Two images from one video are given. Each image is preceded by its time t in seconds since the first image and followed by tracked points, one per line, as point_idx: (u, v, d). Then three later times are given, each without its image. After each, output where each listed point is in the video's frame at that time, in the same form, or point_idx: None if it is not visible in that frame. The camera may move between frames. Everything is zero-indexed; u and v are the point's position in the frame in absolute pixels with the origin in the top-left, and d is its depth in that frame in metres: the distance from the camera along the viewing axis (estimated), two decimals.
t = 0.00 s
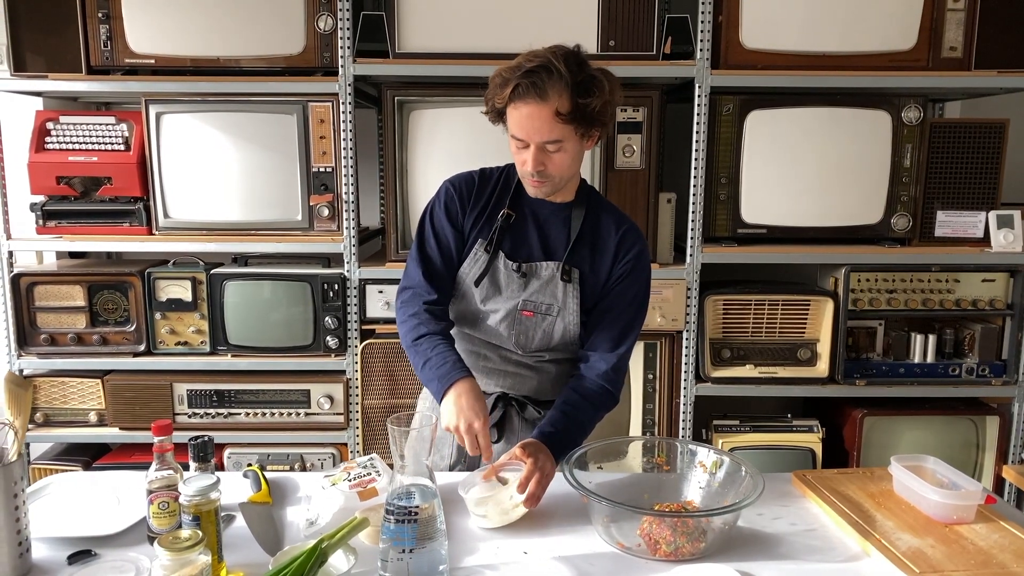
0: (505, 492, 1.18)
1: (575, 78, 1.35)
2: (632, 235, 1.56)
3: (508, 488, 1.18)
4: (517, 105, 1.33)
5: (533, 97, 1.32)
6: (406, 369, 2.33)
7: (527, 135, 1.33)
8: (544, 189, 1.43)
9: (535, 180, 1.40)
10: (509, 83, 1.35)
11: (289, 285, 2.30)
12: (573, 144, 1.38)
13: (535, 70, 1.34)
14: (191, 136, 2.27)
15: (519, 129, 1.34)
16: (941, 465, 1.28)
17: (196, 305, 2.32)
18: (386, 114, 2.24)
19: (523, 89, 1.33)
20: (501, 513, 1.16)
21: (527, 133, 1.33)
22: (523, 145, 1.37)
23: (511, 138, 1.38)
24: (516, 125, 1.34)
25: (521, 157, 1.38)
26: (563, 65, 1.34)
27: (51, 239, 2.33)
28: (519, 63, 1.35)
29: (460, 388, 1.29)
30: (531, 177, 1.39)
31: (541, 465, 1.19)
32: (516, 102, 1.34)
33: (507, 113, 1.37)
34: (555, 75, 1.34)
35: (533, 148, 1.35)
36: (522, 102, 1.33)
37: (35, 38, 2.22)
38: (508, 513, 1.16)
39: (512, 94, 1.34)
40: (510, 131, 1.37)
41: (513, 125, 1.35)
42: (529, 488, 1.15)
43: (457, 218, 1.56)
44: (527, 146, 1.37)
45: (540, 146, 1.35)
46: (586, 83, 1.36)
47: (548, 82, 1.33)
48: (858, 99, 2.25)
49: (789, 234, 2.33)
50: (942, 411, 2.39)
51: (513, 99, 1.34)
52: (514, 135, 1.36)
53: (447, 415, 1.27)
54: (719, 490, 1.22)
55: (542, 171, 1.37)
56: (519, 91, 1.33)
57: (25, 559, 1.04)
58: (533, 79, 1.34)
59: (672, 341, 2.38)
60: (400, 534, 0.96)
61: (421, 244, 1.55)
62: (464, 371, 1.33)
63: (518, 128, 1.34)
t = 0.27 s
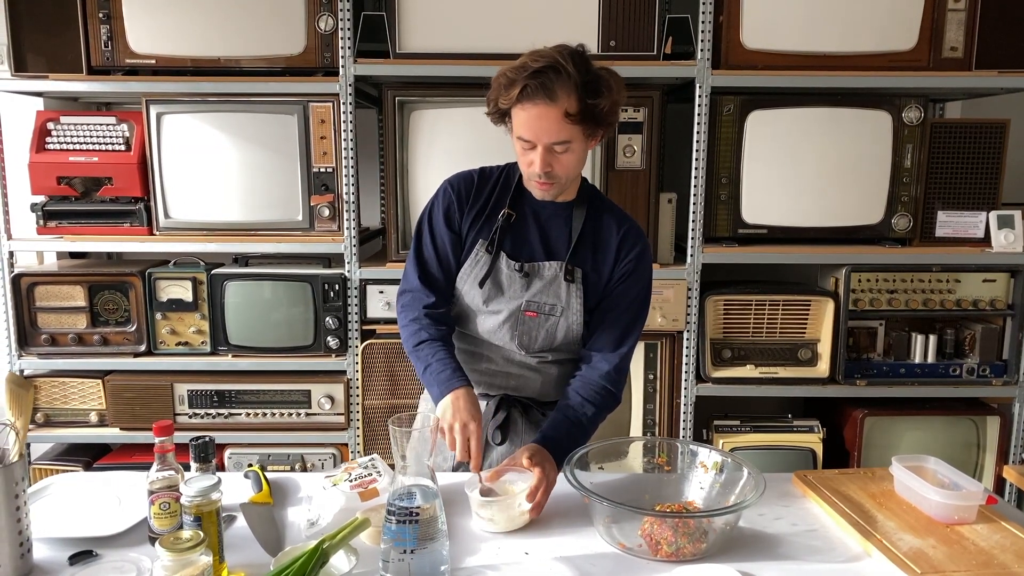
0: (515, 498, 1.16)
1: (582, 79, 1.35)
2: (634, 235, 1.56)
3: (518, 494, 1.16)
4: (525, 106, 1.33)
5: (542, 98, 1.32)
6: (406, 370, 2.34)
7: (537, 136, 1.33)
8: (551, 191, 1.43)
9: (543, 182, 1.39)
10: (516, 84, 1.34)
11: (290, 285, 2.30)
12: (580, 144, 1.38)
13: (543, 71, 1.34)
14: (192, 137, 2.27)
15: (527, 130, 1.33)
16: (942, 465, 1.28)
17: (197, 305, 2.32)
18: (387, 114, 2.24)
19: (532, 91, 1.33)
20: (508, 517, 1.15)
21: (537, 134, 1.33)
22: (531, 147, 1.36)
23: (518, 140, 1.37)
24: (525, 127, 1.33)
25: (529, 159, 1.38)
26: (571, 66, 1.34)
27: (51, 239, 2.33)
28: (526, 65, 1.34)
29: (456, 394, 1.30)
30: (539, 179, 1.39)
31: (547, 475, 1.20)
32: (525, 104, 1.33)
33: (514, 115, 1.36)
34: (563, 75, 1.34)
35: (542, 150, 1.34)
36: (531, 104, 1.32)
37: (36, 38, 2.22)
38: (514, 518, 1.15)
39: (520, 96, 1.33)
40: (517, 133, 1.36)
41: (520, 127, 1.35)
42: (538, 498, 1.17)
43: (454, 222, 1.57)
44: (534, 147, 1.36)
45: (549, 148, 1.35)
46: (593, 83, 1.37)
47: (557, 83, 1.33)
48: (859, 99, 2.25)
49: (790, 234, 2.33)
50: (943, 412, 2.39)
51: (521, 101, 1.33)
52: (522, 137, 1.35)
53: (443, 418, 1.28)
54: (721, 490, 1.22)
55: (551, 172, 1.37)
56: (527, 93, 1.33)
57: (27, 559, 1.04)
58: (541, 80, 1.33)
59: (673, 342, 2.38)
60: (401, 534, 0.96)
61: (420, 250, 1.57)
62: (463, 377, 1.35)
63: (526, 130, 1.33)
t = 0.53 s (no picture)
0: (517, 503, 1.15)
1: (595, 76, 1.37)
2: (636, 231, 1.57)
3: (521, 498, 1.16)
4: (546, 106, 1.33)
5: (562, 96, 1.33)
6: (406, 369, 2.33)
7: (560, 136, 1.33)
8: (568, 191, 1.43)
9: (563, 181, 1.39)
10: (532, 86, 1.34)
11: (290, 285, 2.30)
12: (596, 141, 1.40)
13: (558, 70, 1.35)
14: (191, 136, 2.26)
15: (550, 131, 1.33)
16: (943, 464, 1.28)
17: (197, 304, 2.32)
18: (387, 113, 2.23)
19: (552, 90, 1.33)
20: (509, 520, 1.14)
21: (560, 133, 1.33)
22: (551, 147, 1.36)
23: (536, 143, 1.36)
24: (546, 127, 1.33)
25: (548, 160, 1.37)
26: (585, 63, 1.36)
27: (51, 238, 2.33)
28: (540, 65, 1.34)
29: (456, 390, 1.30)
30: (560, 178, 1.38)
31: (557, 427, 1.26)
32: (545, 103, 1.33)
33: (530, 117, 1.36)
34: (578, 73, 1.36)
35: (564, 149, 1.34)
36: (551, 103, 1.33)
37: (36, 37, 2.22)
38: (516, 522, 1.14)
39: (539, 96, 1.33)
40: (535, 135, 1.36)
41: (540, 128, 1.34)
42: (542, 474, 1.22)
43: (450, 225, 1.56)
44: (554, 148, 1.36)
45: (570, 146, 1.35)
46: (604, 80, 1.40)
47: (574, 81, 1.34)
48: (860, 98, 2.25)
49: (791, 233, 2.32)
50: (943, 412, 2.39)
51: (541, 101, 1.33)
52: (542, 138, 1.35)
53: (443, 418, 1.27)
54: (722, 490, 1.21)
55: (573, 170, 1.37)
56: (547, 92, 1.33)
57: (26, 559, 1.04)
58: (559, 79, 1.34)
59: (673, 342, 2.38)
60: (401, 534, 0.96)
61: (417, 254, 1.57)
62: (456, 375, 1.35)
63: (548, 130, 1.33)
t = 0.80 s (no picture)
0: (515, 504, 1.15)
1: (587, 71, 1.38)
2: (637, 222, 1.56)
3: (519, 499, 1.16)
4: (540, 101, 1.34)
5: (555, 90, 1.34)
6: (405, 370, 2.33)
7: (554, 130, 1.33)
8: (565, 187, 1.42)
9: (559, 176, 1.39)
10: (524, 82, 1.35)
11: (288, 285, 2.30)
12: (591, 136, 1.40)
13: (550, 65, 1.36)
14: (190, 136, 2.26)
15: (544, 125, 1.33)
16: (941, 465, 1.28)
17: (195, 304, 2.32)
18: (385, 113, 2.24)
19: (544, 84, 1.34)
20: (506, 520, 1.14)
21: (554, 128, 1.33)
22: (545, 143, 1.36)
23: (531, 139, 1.37)
24: (540, 122, 1.33)
25: (544, 156, 1.37)
26: (576, 57, 1.37)
27: (50, 239, 2.33)
28: (531, 61, 1.36)
29: (457, 379, 1.30)
30: (557, 173, 1.38)
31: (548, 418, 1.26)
32: (538, 99, 1.34)
33: (523, 113, 1.37)
34: (570, 68, 1.37)
35: (559, 143, 1.34)
36: (544, 98, 1.33)
37: (35, 38, 2.22)
38: (513, 522, 1.14)
39: (532, 91, 1.34)
40: (529, 132, 1.36)
41: (534, 123, 1.35)
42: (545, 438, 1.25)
43: (448, 230, 1.57)
44: (549, 143, 1.36)
45: (565, 140, 1.35)
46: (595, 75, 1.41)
47: (566, 75, 1.35)
48: (858, 99, 2.25)
49: (789, 234, 2.33)
50: (942, 412, 2.39)
51: (534, 96, 1.34)
52: (536, 134, 1.35)
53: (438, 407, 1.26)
54: (719, 490, 1.21)
55: (569, 165, 1.36)
56: (540, 87, 1.34)
57: (24, 559, 1.04)
58: (550, 74, 1.35)
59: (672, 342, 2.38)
60: (398, 534, 0.96)
61: (418, 262, 1.58)
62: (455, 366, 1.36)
63: (542, 125, 1.34)
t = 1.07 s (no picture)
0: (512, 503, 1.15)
1: (568, 62, 1.40)
2: (626, 214, 1.56)
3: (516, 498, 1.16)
4: (522, 88, 1.35)
5: (536, 77, 1.35)
6: (403, 369, 2.33)
7: (536, 116, 1.33)
8: (551, 178, 1.40)
9: (544, 165, 1.37)
10: (506, 70, 1.37)
11: (286, 285, 2.30)
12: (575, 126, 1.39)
13: (532, 54, 1.38)
14: (187, 136, 2.26)
15: (527, 111, 1.33)
16: (939, 464, 1.28)
17: (193, 304, 2.32)
18: (383, 113, 2.24)
19: (526, 71, 1.35)
20: (503, 519, 1.14)
21: (536, 113, 1.33)
22: (529, 131, 1.36)
23: (515, 127, 1.36)
24: (522, 109, 1.34)
25: (528, 145, 1.37)
26: (558, 48, 1.39)
27: (48, 238, 2.33)
28: (514, 51, 1.38)
29: (452, 378, 1.30)
30: (541, 161, 1.36)
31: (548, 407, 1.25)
32: (521, 86, 1.35)
33: (506, 102, 1.37)
34: (551, 57, 1.39)
35: (542, 129, 1.34)
36: (526, 84, 1.34)
37: (32, 37, 2.22)
38: (509, 522, 1.14)
39: (514, 79, 1.35)
40: (512, 120, 1.36)
41: (517, 110, 1.35)
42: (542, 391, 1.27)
43: (439, 230, 1.57)
44: (533, 131, 1.36)
45: (548, 127, 1.35)
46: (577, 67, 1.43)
47: (547, 63, 1.37)
48: (856, 98, 2.25)
49: (788, 233, 2.32)
50: (940, 411, 2.39)
51: (516, 84, 1.35)
52: (519, 121, 1.35)
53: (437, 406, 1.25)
54: (716, 490, 1.21)
55: (553, 152, 1.35)
56: (522, 74, 1.35)
57: (19, 558, 1.04)
58: (532, 62, 1.37)
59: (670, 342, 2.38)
60: (395, 534, 0.96)
61: (412, 263, 1.59)
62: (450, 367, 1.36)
63: (525, 111, 1.34)
